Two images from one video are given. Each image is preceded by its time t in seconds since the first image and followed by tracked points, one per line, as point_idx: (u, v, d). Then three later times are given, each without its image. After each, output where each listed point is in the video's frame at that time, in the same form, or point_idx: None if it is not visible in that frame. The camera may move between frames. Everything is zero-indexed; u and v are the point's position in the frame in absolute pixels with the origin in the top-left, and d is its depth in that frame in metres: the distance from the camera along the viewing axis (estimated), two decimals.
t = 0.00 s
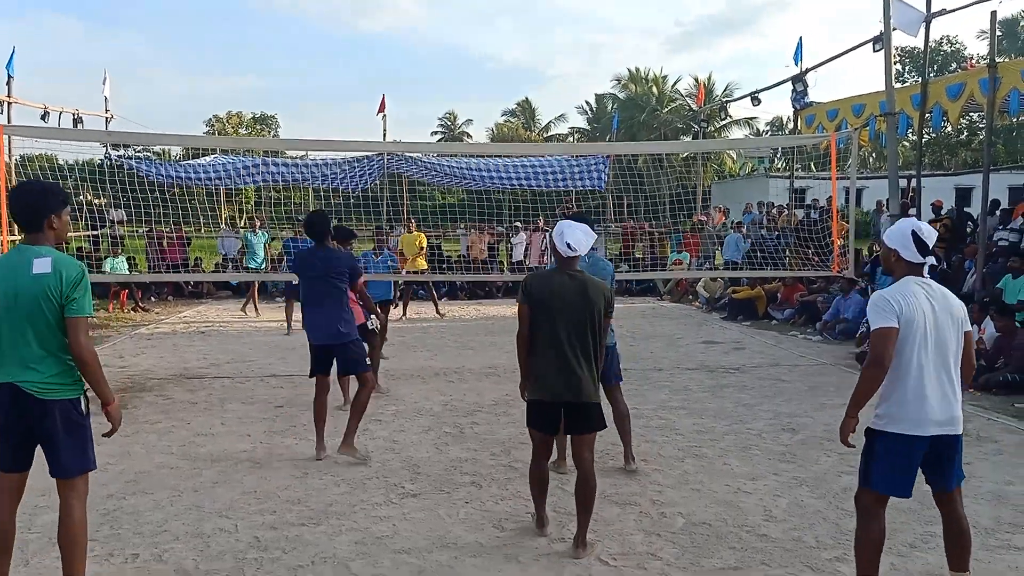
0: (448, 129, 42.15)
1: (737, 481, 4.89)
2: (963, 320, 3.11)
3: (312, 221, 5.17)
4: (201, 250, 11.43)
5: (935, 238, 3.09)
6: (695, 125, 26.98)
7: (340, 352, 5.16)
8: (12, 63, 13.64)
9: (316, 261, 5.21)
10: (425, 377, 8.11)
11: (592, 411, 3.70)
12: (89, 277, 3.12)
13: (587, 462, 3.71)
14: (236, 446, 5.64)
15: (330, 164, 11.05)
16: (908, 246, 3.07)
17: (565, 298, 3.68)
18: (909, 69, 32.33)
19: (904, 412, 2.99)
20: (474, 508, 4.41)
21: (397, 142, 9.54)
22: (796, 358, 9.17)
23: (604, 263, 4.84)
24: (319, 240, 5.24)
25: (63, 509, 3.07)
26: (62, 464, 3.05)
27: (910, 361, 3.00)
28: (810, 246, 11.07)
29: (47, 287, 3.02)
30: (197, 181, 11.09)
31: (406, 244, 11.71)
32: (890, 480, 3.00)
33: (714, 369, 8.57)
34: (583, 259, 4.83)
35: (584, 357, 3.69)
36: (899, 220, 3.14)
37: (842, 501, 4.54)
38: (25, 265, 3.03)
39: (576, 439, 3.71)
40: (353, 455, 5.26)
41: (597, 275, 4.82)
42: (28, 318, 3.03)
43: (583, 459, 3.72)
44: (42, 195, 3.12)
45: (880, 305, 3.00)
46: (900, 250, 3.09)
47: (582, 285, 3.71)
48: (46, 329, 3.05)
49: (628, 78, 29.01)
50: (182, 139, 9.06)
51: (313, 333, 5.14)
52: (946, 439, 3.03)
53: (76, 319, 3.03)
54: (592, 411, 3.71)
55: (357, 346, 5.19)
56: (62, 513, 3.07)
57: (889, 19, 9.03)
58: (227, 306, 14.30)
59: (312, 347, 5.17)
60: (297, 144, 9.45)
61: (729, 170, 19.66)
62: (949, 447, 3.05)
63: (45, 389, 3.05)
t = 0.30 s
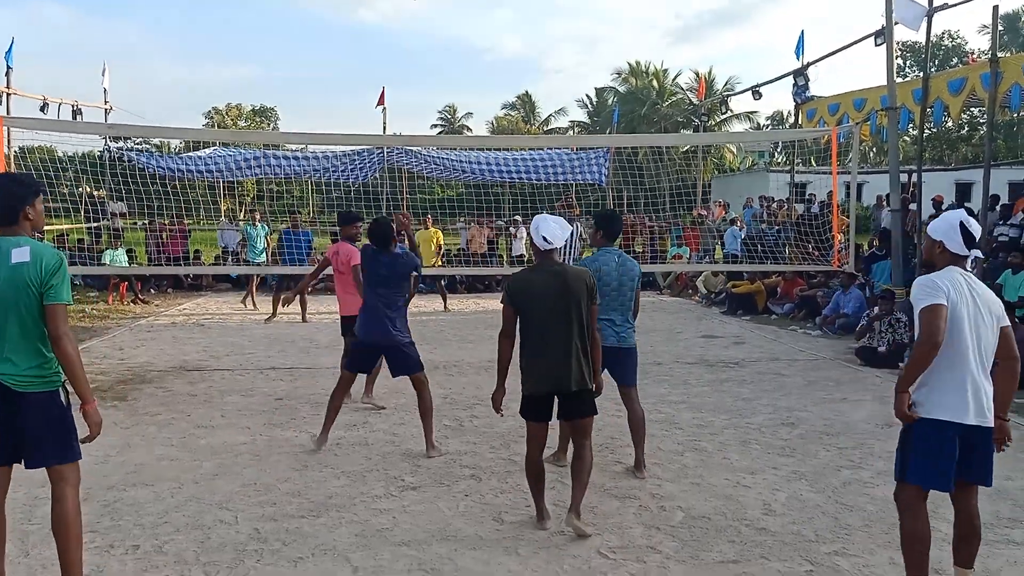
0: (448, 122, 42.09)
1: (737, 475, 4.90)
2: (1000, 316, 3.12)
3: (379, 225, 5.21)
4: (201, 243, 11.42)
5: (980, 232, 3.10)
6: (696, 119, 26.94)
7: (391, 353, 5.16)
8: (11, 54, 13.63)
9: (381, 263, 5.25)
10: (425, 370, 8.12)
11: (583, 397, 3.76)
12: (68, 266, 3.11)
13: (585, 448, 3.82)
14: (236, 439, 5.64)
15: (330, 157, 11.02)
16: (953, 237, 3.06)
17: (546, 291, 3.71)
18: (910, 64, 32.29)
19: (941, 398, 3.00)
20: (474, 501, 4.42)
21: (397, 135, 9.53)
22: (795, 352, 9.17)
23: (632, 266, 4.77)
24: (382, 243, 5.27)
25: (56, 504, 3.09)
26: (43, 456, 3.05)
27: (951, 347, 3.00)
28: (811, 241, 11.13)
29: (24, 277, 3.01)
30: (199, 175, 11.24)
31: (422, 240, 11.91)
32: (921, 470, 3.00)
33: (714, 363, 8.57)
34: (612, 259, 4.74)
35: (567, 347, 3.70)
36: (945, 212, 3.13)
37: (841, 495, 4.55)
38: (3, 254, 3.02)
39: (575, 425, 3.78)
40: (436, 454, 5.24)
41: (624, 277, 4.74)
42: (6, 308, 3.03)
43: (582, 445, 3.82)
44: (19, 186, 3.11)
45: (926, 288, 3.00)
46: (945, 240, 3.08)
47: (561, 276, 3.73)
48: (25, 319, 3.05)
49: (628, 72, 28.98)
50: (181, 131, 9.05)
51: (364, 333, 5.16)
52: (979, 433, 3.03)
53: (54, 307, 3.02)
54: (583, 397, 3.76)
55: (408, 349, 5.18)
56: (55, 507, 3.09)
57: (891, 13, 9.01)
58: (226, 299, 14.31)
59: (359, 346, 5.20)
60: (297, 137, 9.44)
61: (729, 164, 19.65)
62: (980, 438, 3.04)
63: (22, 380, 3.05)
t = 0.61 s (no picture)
0: (449, 116, 42.05)
1: (737, 470, 4.90)
2: None
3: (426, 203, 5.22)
4: (202, 236, 11.43)
5: (1007, 227, 3.04)
6: (697, 115, 26.92)
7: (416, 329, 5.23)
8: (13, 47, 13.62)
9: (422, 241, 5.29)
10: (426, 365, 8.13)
11: (585, 389, 3.76)
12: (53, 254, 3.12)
13: (587, 437, 3.86)
14: (237, 433, 5.65)
15: (332, 150, 10.98)
16: (982, 232, 3.00)
17: (543, 285, 3.73)
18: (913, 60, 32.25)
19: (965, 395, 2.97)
20: (475, 495, 4.43)
21: (398, 130, 9.52)
22: (796, 348, 9.17)
23: (663, 260, 4.74)
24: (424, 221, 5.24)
25: (56, 493, 3.10)
26: (35, 447, 3.06)
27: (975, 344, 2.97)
28: (812, 236, 11.14)
29: (11, 266, 3.01)
30: (198, 168, 10.81)
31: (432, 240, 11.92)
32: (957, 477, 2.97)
33: (714, 358, 8.58)
34: (644, 253, 4.69)
35: (566, 342, 3.71)
36: (974, 207, 3.07)
37: (841, 491, 4.55)
38: None
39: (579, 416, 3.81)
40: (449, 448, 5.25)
41: (656, 270, 4.70)
42: None
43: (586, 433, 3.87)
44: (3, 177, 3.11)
45: (948, 286, 2.95)
46: (972, 235, 3.02)
47: (558, 269, 3.74)
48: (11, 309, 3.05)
49: (630, 66, 28.96)
50: (182, 125, 9.05)
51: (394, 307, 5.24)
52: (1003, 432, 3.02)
53: (40, 294, 3.02)
54: (586, 389, 3.77)
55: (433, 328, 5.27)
56: (56, 497, 3.11)
57: (894, 8, 8.99)
58: (228, 293, 14.33)
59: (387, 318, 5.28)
60: (298, 131, 9.44)
61: (731, 160, 19.64)
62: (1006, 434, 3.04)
63: (11, 371, 3.04)
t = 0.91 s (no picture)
0: (451, 113, 42.02)
1: (740, 469, 4.90)
2: None
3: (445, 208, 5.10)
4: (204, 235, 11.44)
5: None
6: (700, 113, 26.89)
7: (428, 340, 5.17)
8: (17, 45, 13.64)
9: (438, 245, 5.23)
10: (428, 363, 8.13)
11: (594, 389, 3.76)
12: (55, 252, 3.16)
13: (603, 439, 3.85)
14: (240, 431, 5.65)
15: (335, 148, 11.01)
16: (996, 234, 2.97)
17: (552, 285, 3.72)
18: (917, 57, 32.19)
19: (996, 406, 2.92)
20: (477, 493, 4.43)
21: (401, 127, 9.52)
22: (799, 347, 9.16)
23: (681, 258, 4.66)
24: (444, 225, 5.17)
25: (57, 491, 3.10)
26: (35, 445, 3.05)
27: (1002, 353, 2.92)
28: (814, 234, 11.07)
29: (19, 262, 3.04)
30: (200, 165, 11.02)
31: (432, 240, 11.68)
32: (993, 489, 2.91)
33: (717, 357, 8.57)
34: (659, 255, 4.63)
35: (574, 340, 3.71)
36: (989, 208, 3.04)
37: (844, 490, 4.55)
38: None
39: (592, 416, 3.79)
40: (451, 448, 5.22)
41: (674, 270, 4.63)
42: None
43: (601, 435, 3.84)
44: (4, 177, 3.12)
45: (967, 297, 2.90)
46: (986, 238, 2.99)
47: (569, 269, 3.73)
48: (16, 305, 3.06)
49: (632, 64, 28.93)
50: (186, 122, 9.06)
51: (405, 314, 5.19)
52: None
53: (46, 290, 3.07)
54: (594, 390, 3.76)
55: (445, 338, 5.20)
56: (57, 494, 3.10)
57: (898, 7, 8.98)
58: (230, 290, 14.36)
59: (397, 325, 5.22)
60: (300, 128, 9.44)
61: (733, 158, 19.66)
62: None
63: (15, 368, 3.03)
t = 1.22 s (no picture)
0: (453, 113, 42.03)
1: (743, 469, 4.90)
2: None
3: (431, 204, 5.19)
4: (207, 235, 11.45)
5: None
6: (703, 113, 26.86)
7: (423, 340, 5.16)
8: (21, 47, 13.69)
9: (429, 244, 5.25)
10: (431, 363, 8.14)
11: (610, 395, 3.73)
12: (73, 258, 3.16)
13: (616, 450, 3.79)
14: (243, 431, 5.66)
15: (336, 149, 11.02)
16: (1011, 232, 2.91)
17: (575, 287, 3.71)
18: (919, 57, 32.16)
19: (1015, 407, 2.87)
20: (480, 494, 4.43)
21: (404, 128, 9.53)
22: (802, 346, 9.15)
23: (709, 256, 4.65)
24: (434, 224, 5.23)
25: (57, 499, 3.11)
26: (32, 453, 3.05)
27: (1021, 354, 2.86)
28: (817, 234, 11.01)
29: (33, 266, 3.04)
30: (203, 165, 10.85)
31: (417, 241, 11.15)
32: (1014, 495, 2.86)
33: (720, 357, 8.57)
34: (686, 253, 4.62)
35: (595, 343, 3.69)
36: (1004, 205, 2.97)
37: (847, 490, 4.54)
38: (10, 244, 3.05)
39: (604, 424, 3.75)
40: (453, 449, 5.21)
41: (701, 268, 4.62)
42: (9, 295, 3.04)
43: (613, 443, 3.78)
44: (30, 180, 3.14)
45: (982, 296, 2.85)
46: (1002, 236, 2.93)
47: (592, 273, 3.72)
48: (26, 308, 3.06)
49: (635, 64, 28.91)
50: (189, 124, 9.07)
51: (401, 317, 5.20)
52: None
53: (56, 296, 3.05)
54: (611, 396, 3.73)
55: (440, 339, 5.18)
56: (57, 501, 3.11)
57: (900, 6, 8.96)
58: (234, 291, 14.38)
59: (396, 328, 5.24)
60: (303, 130, 9.44)
61: (736, 158, 19.66)
62: None
63: (17, 372, 3.04)
